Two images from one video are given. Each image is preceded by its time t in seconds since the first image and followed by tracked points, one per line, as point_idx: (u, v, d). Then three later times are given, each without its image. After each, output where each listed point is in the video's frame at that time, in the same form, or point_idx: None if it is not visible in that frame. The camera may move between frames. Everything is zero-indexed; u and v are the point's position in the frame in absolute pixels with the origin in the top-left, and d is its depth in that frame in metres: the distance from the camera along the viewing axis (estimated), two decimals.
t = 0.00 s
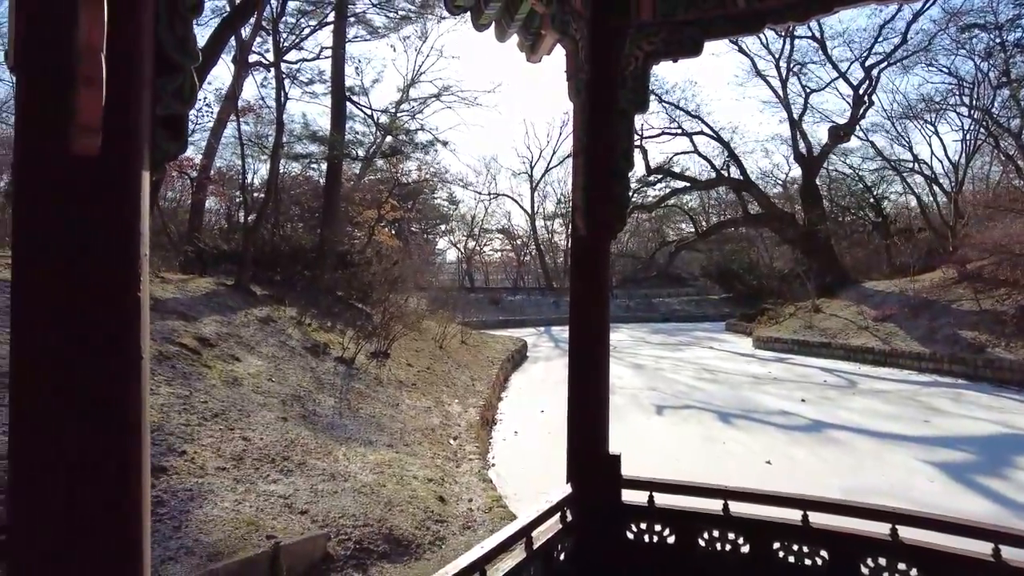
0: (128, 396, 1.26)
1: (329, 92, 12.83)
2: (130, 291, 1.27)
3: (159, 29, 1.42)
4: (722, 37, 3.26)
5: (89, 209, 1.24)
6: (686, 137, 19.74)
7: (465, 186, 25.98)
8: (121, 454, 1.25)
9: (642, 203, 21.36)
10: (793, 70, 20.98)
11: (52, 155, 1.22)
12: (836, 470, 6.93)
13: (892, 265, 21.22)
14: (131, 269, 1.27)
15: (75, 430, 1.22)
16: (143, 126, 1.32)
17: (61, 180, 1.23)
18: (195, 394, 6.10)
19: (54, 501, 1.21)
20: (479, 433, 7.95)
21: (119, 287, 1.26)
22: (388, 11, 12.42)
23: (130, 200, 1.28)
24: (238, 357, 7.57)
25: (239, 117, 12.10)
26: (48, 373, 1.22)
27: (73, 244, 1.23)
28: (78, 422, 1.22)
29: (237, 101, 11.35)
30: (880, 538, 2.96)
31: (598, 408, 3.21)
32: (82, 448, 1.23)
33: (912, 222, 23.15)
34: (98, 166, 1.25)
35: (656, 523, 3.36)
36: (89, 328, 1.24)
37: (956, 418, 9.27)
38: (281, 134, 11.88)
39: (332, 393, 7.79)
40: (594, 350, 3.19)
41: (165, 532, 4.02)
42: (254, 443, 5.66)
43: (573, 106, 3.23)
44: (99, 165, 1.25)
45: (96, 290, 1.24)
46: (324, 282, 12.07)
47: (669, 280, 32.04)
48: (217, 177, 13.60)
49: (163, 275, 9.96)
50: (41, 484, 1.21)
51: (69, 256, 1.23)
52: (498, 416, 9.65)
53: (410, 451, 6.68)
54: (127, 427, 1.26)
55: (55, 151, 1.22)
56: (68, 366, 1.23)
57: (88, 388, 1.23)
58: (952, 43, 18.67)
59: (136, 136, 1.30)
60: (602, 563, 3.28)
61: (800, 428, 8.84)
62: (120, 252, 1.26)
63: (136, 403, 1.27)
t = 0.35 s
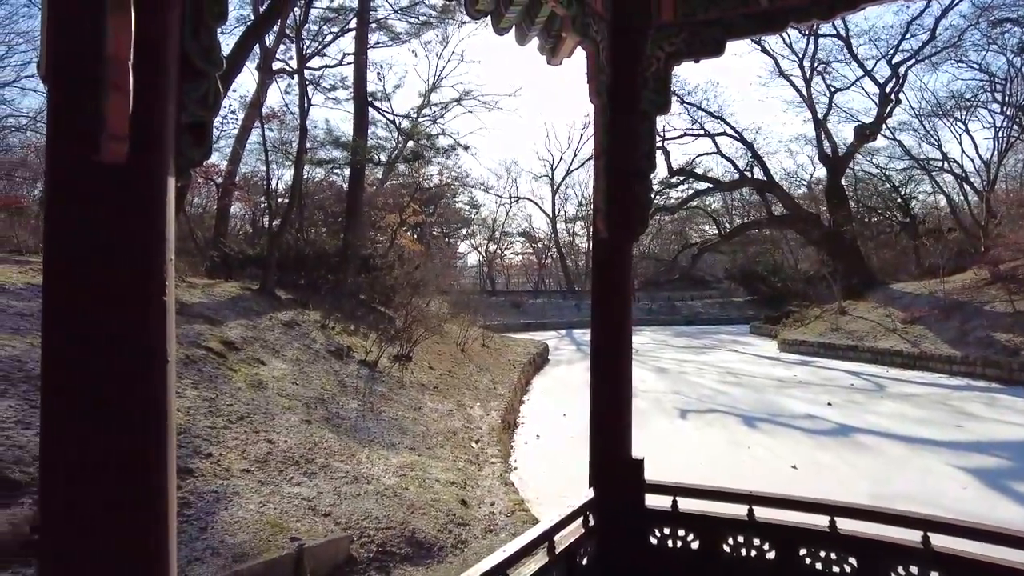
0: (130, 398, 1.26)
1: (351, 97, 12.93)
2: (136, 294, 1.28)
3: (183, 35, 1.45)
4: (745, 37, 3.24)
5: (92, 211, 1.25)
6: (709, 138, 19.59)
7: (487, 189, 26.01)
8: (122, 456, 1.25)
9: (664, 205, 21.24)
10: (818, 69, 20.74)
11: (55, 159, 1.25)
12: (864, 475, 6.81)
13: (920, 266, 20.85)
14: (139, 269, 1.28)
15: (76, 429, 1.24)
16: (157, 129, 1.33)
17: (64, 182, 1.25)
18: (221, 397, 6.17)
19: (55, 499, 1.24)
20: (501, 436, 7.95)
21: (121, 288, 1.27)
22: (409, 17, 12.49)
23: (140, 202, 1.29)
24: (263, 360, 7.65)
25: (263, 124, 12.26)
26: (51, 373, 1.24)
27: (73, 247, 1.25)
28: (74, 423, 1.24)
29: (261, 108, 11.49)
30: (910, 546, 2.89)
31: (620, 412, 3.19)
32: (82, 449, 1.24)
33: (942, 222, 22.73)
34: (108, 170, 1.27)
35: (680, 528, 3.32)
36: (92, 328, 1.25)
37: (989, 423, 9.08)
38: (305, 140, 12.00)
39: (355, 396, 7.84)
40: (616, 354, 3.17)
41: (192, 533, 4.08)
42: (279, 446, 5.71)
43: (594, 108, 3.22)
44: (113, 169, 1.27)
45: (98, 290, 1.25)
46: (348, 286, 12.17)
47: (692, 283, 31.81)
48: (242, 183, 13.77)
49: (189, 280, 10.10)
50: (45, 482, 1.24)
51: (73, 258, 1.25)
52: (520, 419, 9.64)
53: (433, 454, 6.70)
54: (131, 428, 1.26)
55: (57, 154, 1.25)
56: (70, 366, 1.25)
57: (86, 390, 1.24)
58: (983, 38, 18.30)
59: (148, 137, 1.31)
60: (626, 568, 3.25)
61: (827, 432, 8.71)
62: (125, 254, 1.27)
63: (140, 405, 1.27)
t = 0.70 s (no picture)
0: (130, 398, 1.27)
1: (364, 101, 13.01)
2: (136, 294, 1.29)
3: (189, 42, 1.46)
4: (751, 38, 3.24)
5: (92, 212, 1.27)
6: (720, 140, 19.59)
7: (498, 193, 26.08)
8: (122, 456, 1.26)
9: (676, 207, 21.19)
10: (831, 69, 20.63)
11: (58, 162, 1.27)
12: (881, 479, 6.74)
13: (937, 267, 20.65)
14: (140, 269, 1.29)
15: (76, 429, 1.25)
16: (158, 131, 1.34)
17: (67, 184, 1.27)
18: (235, 400, 6.21)
19: (57, 498, 1.25)
20: (513, 439, 7.93)
21: (121, 288, 1.28)
22: (421, 22, 12.54)
23: (141, 203, 1.29)
24: (276, 363, 7.70)
25: (277, 129, 12.35)
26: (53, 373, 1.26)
27: (73, 248, 1.26)
28: (75, 422, 1.25)
29: (274, 114, 11.58)
30: (925, 550, 2.85)
31: (629, 414, 3.18)
32: (82, 449, 1.25)
33: (959, 222, 22.50)
34: (110, 172, 1.29)
35: (691, 531, 3.30)
36: (91, 328, 1.26)
37: (1007, 425, 8.96)
38: (318, 144, 12.07)
39: (368, 399, 7.87)
40: (625, 355, 3.16)
41: (205, 536, 4.11)
42: (291, 449, 5.73)
43: (603, 110, 3.22)
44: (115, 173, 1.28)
45: (98, 290, 1.27)
46: (361, 289, 12.22)
47: (706, 284, 31.68)
48: (256, 187, 13.89)
49: (204, 284, 10.19)
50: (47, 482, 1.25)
51: (73, 258, 1.27)
52: (532, 422, 9.63)
53: (444, 456, 6.71)
54: (131, 428, 1.27)
55: (60, 156, 1.27)
56: (70, 366, 1.26)
57: (86, 390, 1.26)
58: (999, 36, 18.11)
59: (149, 140, 1.33)
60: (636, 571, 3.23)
61: (842, 435, 8.64)
62: (125, 254, 1.28)
63: (141, 405, 1.28)
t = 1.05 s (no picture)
0: (130, 398, 1.28)
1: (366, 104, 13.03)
2: (136, 295, 1.30)
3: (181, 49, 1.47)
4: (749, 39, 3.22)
5: (92, 211, 1.27)
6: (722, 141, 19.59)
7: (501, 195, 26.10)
8: (122, 456, 1.27)
9: (679, 209, 21.19)
10: (833, 70, 20.63)
11: (60, 161, 1.27)
12: (884, 482, 6.71)
13: (941, 268, 20.60)
14: (137, 271, 1.29)
15: (76, 430, 1.26)
16: (155, 134, 1.35)
17: (66, 182, 1.27)
18: (236, 403, 6.22)
19: (57, 497, 1.25)
20: (515, 442, 7.93)
21: (121, 289, 1.28)
22: (423, 25, 12.57)
23: (138, 204, 1.30)
24: (279, 366, 7.71)
25: (280, 132, 12.38)
26: (53, 373, 1.26)
27: (76, 248, 1.26)
28: (76, 421, 1.26)
29: (277, 117, 11.60)
30: (923, 552, 2.85)
31: (627, 416, 3.18)
32: (81, 450, 1.26)
33: (963, 223, 22.45)
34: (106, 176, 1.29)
35: (690, 534, 3.30)
36: (92, 329, 1.27)
37: (1011, 427, 8.93)
38: (321, 148, 12.10)
39: (371, 402, 7.88)
40: (624, 357, 3.16)
41: (207, 538, 4.13)
42: (293, 452, 5.73)
43: (600, 112, 3.22)
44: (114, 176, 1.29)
45: (98, 291, 1.27)
46: (363, 292, 12.23)
47: (709, 286, 31.65)
48: (259, 190, 13.92)
49: (208, 287, 10.22)
50: (46, 482, 1.26)
51: (72, 259, 1.27)
52: (535, 425, 9.63)
53: (446, 459, 6.72)
54: (131, 427, 1.28)
55: (56, 159, 1.27)
56: (69, 367, 1.27)
57: (87, 390, 1.26)
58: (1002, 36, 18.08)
59: (146, 143, 1.33)
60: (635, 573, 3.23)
61: (846, 437, 8.61)
62: (125, 254, 1.29)
63: (140, 405, 1.29)
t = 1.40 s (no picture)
0: (130, 397, 1.30)
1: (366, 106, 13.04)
2: (135, 296, 1.31)
3: (171, 54, 1.45)
4: (740, 41, 3.24)
5: (93, 211, 1.28)
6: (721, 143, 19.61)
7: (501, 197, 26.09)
8: (125, 453, 1.28)
9: (679, 210, 21.20)
10: (833, 71, 20.66)
11: (59, 160, 1.28)
12: (883, 484, 6.71)
13: (940, 270, 20.63)
14: (135, 270, 1.31)
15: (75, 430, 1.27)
16: (151, 136, 1.37)
17: (65, 182, 1.28)
18: (235, 406, 6.22)
19: (52, 497, 1.25)
20: (515, 444, 7.93)
21: (119, 289, 1.30)
22: (423, 27, 12.58)
23: (137, 206, 1.32)
24: (278, 369, 7.71)
25: (280, 135, 12.40)
26: (53, 372, 1.26)
27: (79, 247, 1.27)
28: (72, 420, 1.26)
29: (277, 119, 11.61)
30: (916, 553, 2.85)
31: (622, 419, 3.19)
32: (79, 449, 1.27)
33: (962, 224, 22.49)
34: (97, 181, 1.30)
35: (685, 536, 3.30)
36: (90, 330, 1.27)
37: (1010, 428, 8.93)
38: (321, 150, 12.12)
39: (370, 405, 7.87)
40: (619, 360, 3.17)
41: (205, 540, 4.14)
42: (291, 454, 5.74)
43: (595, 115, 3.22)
44: (109, 179, 1.31)
45: (95, 292, 1.28)
46: (363, 294, 12.22)
47: (709, 287, 31.66)
48: (259, 193, 13.93)
49: (207, 290, 10.23)
50: (45, 482, 1.26)
51: (68, 259, 1.28)
52: (534, 427, 9.63)
53: (445, 461, 6.72)
54: (130, 427, 1.29)
55: (47, 163, 1.28)
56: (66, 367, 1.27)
57: (88, 388, 1.27)
58: (1002, 37, 18.11)
59: (143, 146, 1.35)
60: None
61: (845, 439, 8.62)
62: (124, 255, 1.30)
63: (139, 404, 1.30)
